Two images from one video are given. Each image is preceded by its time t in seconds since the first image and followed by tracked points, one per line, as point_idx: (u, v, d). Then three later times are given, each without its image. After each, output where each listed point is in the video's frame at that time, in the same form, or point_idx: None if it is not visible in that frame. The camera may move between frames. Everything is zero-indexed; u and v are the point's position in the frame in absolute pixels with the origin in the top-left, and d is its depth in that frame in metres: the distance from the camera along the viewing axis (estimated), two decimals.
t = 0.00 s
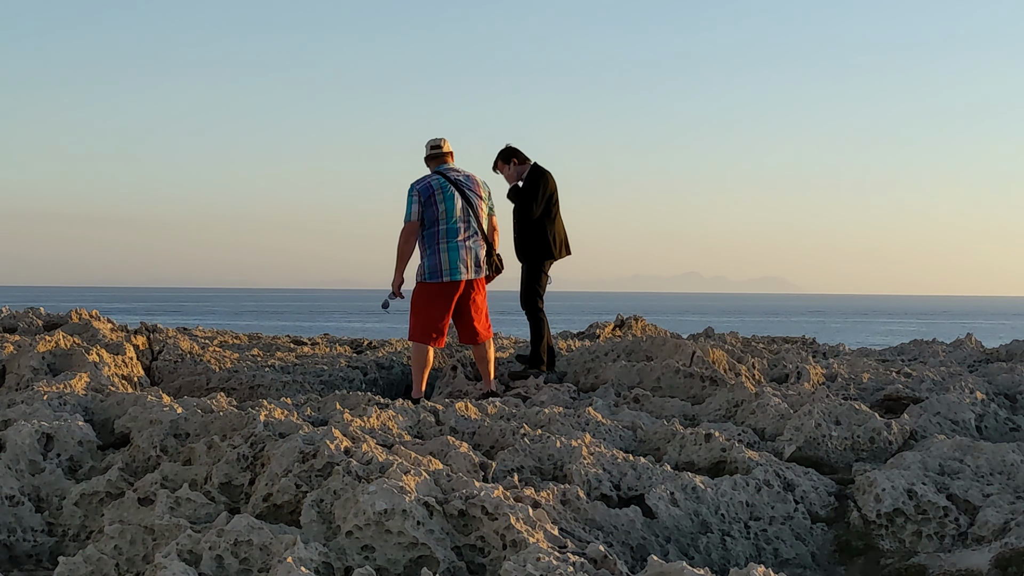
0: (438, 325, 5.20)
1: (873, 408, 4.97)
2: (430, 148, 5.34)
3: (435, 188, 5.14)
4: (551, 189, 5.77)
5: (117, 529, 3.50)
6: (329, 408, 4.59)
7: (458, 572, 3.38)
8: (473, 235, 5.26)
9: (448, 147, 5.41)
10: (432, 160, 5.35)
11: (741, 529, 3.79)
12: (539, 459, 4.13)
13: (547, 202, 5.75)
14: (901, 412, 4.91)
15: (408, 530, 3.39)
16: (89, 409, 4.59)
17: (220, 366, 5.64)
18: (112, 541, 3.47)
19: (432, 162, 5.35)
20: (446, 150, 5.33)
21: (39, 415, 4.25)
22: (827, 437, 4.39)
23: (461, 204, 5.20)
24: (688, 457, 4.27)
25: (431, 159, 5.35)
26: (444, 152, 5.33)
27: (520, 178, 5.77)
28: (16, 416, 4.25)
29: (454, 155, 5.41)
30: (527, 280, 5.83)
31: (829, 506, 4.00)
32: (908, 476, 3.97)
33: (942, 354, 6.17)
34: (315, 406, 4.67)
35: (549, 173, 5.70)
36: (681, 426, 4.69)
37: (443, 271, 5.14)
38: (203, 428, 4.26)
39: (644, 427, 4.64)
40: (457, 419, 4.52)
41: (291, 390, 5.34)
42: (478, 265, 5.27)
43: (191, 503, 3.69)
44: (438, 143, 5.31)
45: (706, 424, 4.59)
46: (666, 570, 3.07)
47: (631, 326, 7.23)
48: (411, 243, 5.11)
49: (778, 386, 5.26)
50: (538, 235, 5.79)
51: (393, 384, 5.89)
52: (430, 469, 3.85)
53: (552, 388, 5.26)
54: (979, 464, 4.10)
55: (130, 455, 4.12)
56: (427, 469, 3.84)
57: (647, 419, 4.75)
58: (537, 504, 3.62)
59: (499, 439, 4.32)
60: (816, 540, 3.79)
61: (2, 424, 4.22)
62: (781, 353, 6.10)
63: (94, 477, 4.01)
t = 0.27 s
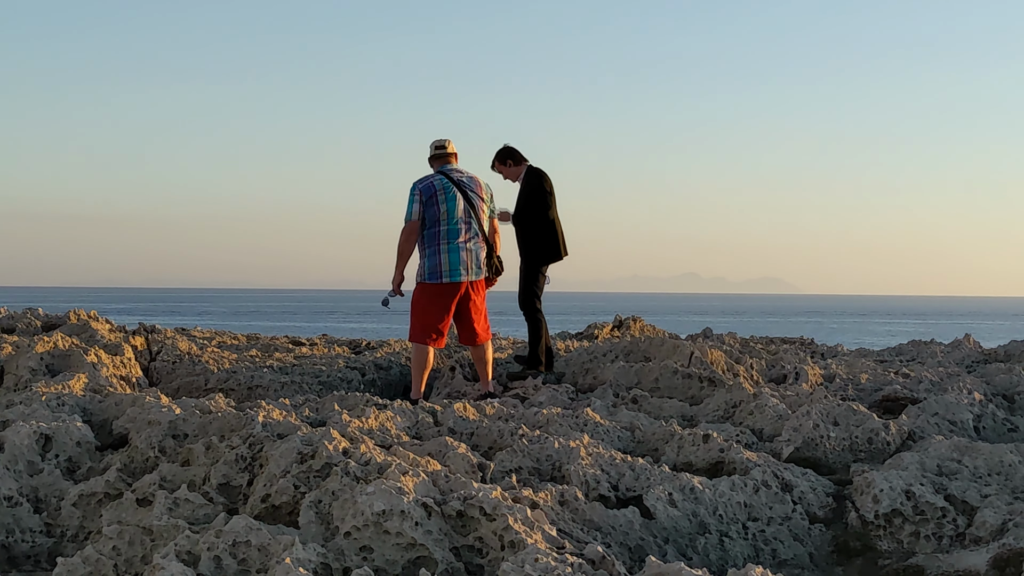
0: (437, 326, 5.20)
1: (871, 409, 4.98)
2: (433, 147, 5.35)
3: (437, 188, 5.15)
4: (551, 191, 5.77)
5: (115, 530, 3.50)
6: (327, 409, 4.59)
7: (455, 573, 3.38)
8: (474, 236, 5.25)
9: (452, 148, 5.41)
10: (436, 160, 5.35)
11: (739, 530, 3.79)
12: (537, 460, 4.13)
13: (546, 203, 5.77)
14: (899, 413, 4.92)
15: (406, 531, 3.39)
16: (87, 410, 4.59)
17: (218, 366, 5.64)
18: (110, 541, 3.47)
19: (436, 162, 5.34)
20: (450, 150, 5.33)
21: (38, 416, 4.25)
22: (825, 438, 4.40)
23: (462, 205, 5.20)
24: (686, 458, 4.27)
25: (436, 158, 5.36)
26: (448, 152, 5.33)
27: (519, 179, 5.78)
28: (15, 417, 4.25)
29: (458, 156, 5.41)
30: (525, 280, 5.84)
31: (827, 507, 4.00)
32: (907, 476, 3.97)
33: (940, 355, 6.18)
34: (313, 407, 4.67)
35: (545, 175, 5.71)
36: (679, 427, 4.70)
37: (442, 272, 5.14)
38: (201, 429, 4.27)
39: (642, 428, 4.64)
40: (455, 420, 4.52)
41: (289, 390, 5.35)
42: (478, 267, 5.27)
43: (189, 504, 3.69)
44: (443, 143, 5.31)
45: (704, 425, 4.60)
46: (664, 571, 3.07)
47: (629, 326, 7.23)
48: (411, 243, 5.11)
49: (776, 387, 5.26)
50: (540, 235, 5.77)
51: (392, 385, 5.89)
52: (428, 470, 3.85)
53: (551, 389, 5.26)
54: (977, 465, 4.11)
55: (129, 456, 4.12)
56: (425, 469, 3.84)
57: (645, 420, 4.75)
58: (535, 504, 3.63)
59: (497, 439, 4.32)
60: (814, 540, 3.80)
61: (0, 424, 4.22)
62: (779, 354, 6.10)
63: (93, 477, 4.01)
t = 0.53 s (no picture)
0: (435, 333, 5.20)
1: (870, 416, 4.98)
2: (435, 153, 5.36)
3: (436, 196, 5.16)
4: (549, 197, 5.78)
5: (113, 538, 3.50)
6: (326, 416, 4.59)
7: None
8: (471, 245, 5.26)
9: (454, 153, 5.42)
10: (437, 165, 5.36)
11: (738, 536, 3.79)
12: (536, 467, 4.13)
13: (545, 210, 5.77)
14: (898, 419, 4.92)
15: (405, 538, 3.39)
16: (86, 418, 4.59)
17: (217, 373, 5.65)
18: (109, 549, 3.47)
19: (437, 166, 5.35)
20: (451, 156, 5.34)
21: (37, 424, 4.25)
22: (824, 444, 4.40)
23: (460, 213, 5.21)
24: (685, 465, 4.27)
25: (436, 163, 5.36)
26: (449, 158, 5.34)
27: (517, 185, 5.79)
28: (13, 425, 4.25)
29: (458, 162, 5.42)
30: (524, 288, 5.84)
31: (826, 514, 4.00)
32: (905, 483, 3.97)
33: (939, 361, 6.18)
34: (312, 415, 4.67)
35: (542, 182, 5.71)
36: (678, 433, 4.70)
37: (438, 279, 5.15)
38: (200, 436, 4.27)
39: (641, 435, 4.65)
40: (454, 427, 4.53)
41: (288, 398, 5.35)
42: (474, 276, 5.28)
43: (188, 512, 3.69)
44: (444, 149, 5.32)
45: (703, 432, 4.60)
46: None
47: (628, 333, 7.24)
48: (408, 249, 5.13)
49: (775, 394, 5.26)
50: (537, 242, 5.79)
51: (391, 392, 5.90)
52: (427, 477, 3.84)
53: (549, 396, 5.26)
54: (976, 471, 4.11)
55: (128, 464, 4.12)
56: (424, 477, 3.84)
57: (644, 427, 4.76)
58: (534, 512, 3.62)
59: (496, 447, 4.32)
60: (813, 547, 3.79)
61: None
62: (778, 361, 6.11)
63: (91, 485, 4.01)
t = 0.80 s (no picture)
0: (433, 338, 5.20)
1: (868, 421, 4.98)
2: (434, 158, 5.36)
3: (434, 201, 5.17)
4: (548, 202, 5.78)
5: (112, 543, 3.50)
6: (325, 422, 4.59)
7: None
8: (469, 250, 5.27)
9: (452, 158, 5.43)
10: (436, 170, 5.37)
11: (737, 542, 3.78)
12: (534, 472, 4.13)
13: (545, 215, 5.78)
14: (897, 424, 4.92)
15: (404, 544, 3.39)
16: (84, 424, 4.59)
17: (216, 380, 5.65)
18: (107, 555, 3.47)
19: (435, 171, 5.36)
20: (450, 161, 5.35)
21: (35, 430, 4.25)
22: (823, 450, 4.40)
23: (458, 218, 5.22)
24: (683, 470, 4.27)
25: (435, 168, 5.37)
26: (448, 163, 5.35)
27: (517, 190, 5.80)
28: (11, 431, 4.25)
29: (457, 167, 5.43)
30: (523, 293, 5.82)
31: (825, 519, 4.00)
32: (904, 488, 3.97)
33: (937, 366, 6.19)
34: (310, 420, 4.67)
35: (542, 186, 5.73)
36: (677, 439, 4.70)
37: (436, 285, 5.15)
38: (198, 442, 4.27)
39: (640, 440, 4.65)
40: (452, 433, 4.53)
41: (286, 404, 5.35)
42: (472, 281, 5.28)
43: (186, 518, 3.69)
44: (442, 155, 5.33)
45: (701, 437, 4.60)
46: None
47: (626, 338, 7.24)
48: (406, 254, 5.14)
49: (774, 399, 5.27)
50: (536, 247, 5.80)
51: (389, 398, 5.90)
52: (425, 483, 3.84)
53: (548, 402, 5.26)
54: (974, 476, 4.11)
55: (126, 470, 4.11)
56: (423, 482, 3.84)
57: (643, 432, 4.76)
58: (533, 517, 3.62)
59: (494, 452, 4.32)
60: (812, 552, 3.79)
61: None
62: (776, 366, 6.11)
63: (89, 491, 4.01)
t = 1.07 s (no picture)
0: (429, 337, 5.20)
1: (864, 420, 4.99)
2: (427, 158, 5.36)
3: (429, 201, 5.16)
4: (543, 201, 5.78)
5: (107, 543, 3.50)
6: (320, 421, 4.59)
7: None
8: (464, 250, 5.27)
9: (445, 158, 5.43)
10: (430, 169, 5.37)
11: (732, 540, 3.78)
12: (529, 471, 4.13)
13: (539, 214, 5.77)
14: (892, 423, 4.92)
15: (399, 543, 3.38)
16: (79, 424, 4.59)
17: (211, 379, 5.64)
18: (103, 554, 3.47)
19: (429, 171, 5.36)
20: (444, 161, 5.35)
21: (30, 429, 4.25)
22: (818, 448, 4.40)
23: (453, 218, 5.22)
24: (678, 469, 4.27)
25: (429, 169, 5.37)
26: (441, 163, 5.35)
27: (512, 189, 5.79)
28: (6, 431, 4.25)
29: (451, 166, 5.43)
30: (518, 293, 5.85)
31: (820, 517, 4.00)
32: (899, 487, 3.97)
33: (933, 365, 6.19)
34: (305, 420, 4.67)
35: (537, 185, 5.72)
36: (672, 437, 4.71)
37: (431, 285, 5.16)
38: (193, 442, 4.27)
39: (635, 439, 4.65)
40: (447, 432, 4.53)
41: (281, 403, 5.35)
42: (467, 281, 5.30)
43: (181, 517, 3.69)
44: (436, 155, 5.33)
45: (696, 436, 4.60)
46: None
47: (622, 337, 7.24)
48: (401, 254, 5.13)
49: (769, 398, 5.27)
50: (531, 247, 5.81)
51: (385, 397, 5.89)
52: (420, 482, 3.84)
53: (543, 401, 5.26)
54: (969, 475, 4.11)
55: (121, 469, 4.11)
56: (418, 481, 3.84)
57: (638, 431, 4.76)
58: (528, 516, 3.62)
59: (489, 451, 4.32)
60: (807, 551, 3.79)
61: None
62: (772, 365, 6.11)
63: (85, 490, 4.00)
